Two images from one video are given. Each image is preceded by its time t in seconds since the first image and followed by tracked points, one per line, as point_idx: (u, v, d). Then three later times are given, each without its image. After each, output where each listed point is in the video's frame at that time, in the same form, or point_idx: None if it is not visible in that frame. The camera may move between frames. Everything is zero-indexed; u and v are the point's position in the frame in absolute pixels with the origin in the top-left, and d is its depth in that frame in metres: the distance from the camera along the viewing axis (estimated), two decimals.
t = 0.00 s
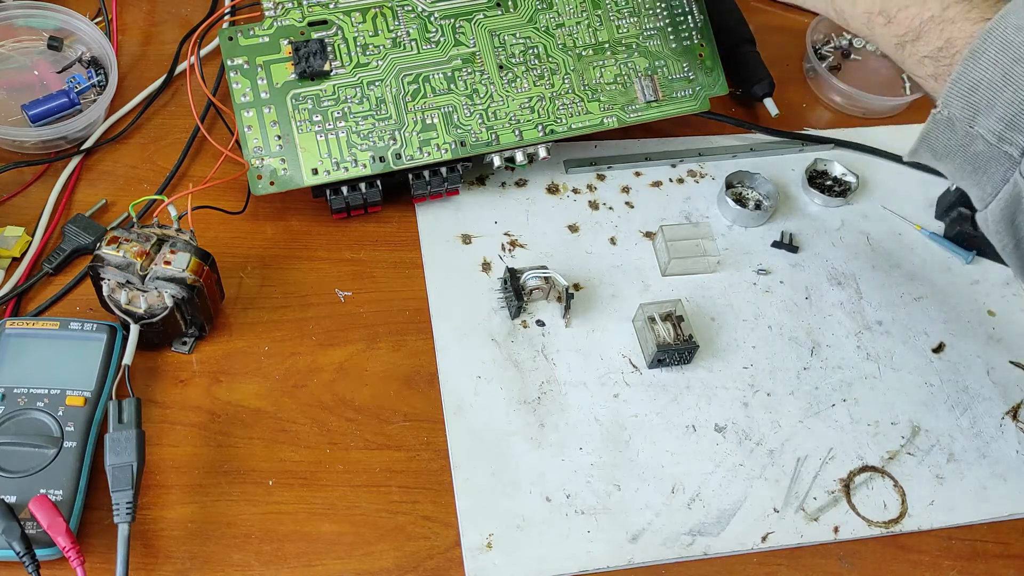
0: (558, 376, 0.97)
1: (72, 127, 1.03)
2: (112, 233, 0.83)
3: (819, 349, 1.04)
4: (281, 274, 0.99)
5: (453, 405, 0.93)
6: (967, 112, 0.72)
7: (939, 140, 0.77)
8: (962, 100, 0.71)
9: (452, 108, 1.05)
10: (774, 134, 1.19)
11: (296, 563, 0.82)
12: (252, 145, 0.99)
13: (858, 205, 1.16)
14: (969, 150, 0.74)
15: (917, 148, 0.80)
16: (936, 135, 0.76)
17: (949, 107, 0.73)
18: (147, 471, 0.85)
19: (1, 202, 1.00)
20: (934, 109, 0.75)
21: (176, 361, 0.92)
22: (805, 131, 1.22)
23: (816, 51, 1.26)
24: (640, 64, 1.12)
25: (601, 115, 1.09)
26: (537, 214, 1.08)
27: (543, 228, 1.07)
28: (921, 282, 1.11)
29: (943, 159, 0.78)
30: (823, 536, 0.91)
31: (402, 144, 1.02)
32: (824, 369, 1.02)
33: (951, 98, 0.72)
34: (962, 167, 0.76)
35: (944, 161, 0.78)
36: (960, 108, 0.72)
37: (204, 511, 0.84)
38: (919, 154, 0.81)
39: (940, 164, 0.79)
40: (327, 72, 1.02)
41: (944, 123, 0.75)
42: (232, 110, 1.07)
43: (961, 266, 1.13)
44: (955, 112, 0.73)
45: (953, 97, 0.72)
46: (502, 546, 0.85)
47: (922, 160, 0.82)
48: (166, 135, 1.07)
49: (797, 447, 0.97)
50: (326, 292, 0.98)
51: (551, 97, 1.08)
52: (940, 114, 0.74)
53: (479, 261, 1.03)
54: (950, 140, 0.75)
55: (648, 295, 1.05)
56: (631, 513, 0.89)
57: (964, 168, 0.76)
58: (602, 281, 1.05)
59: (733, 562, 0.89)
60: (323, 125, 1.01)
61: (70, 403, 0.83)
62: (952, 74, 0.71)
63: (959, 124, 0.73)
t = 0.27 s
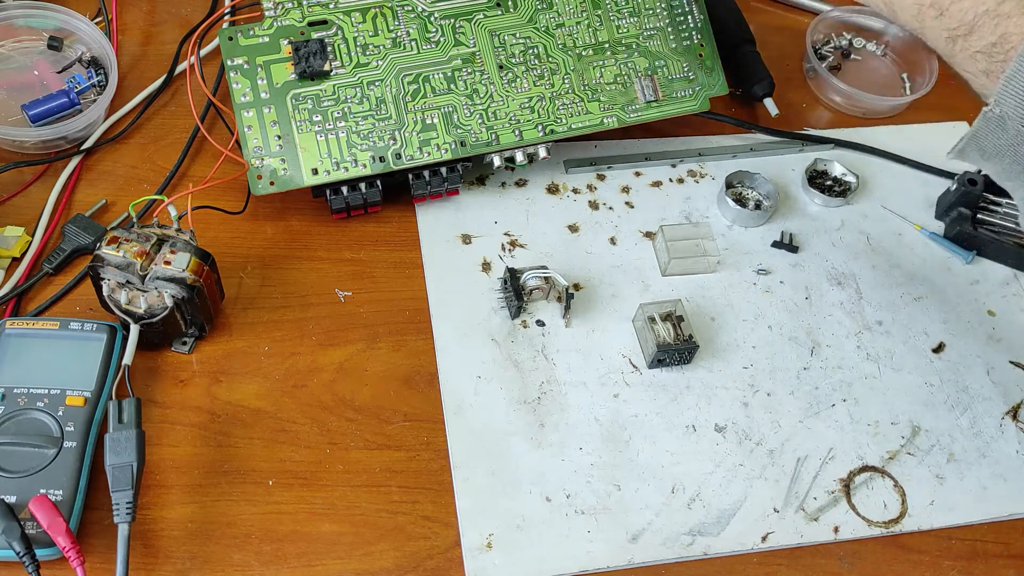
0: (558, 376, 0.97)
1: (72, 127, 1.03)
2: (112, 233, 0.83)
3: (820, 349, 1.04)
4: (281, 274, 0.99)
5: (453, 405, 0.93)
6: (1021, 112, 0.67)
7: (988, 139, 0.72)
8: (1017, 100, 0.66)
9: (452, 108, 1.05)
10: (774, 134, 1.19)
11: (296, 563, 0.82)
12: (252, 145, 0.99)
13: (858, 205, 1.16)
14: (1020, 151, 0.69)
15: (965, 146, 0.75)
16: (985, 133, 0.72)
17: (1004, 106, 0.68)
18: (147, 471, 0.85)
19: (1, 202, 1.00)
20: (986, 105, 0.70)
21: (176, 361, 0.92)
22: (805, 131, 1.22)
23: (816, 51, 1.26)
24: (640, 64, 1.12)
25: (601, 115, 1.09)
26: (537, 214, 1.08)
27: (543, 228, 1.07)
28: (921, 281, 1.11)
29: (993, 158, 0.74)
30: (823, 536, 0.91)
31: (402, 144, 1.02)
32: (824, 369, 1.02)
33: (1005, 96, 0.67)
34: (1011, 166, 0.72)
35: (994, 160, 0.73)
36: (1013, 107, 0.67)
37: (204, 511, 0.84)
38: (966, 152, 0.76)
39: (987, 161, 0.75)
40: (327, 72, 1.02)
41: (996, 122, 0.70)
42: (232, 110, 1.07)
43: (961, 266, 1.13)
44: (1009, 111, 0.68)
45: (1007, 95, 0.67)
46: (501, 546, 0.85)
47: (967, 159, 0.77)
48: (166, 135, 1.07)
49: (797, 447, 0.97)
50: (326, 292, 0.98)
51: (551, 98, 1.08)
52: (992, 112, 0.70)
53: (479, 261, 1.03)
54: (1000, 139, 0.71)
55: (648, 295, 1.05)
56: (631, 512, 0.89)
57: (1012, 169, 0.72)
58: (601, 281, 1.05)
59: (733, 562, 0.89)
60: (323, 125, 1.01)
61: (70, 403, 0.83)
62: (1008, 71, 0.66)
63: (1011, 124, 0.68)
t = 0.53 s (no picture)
0: (558, 376, 0.97)
1: (72, 127, 1.03)
2: (112, 233, 0.83)
3: (820, 349, 1.04)
4: (281, 275, 0.99)
5: (453, 405, 0.93)
6: None
7: None
8: None
9: (452, 108, 1.05)
10: (774, 134, 1.19)
11: (295, 563, 0.82)
12: (252, 145, 0.99)
13: (858, 205, 1.16)
14: None
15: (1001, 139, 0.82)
16: None
17: None
18: (147, 471, 0.85)
19: (2, 202, 1.00)
20: None
21: (175, 361, 0.92)
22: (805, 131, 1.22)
23: (816, 51, 1.26)
24: (640, 64, 1.12)
25: (601, 115, 1.09)
26: (537, 214, 1.08)
27: (543, 228, 1.07)
28: (921, 281, 1.11)
29: None
30: (823, 536, 0.91)
31: (402, 144, 1.02)
32: (824, 369, 1.02)
33: None
34: None
35: None
36: None
37: (204, 511, 0.84)
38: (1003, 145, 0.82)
39: None
40: (327, 72, 1.02)
41: None
42: (232, 110, 1.07)
43: (961, 266, 1.13)
44: None
45: None
46: (502, 546, 0.85)
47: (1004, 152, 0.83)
48: (166, 135, 1.07)
49: (797, 447, 0.97)
50: (327, 292, 0.98)
51: (551, 97, 1.08)
52: None
53: (479, 261, 1.03)
54: None
55: (648, 295, 1.05)
56: (630, 512, 0.89)
57: None
58: (602, 281, 1.05)
59: (733, 561, 0.89)
60: (323, 125, 1.01)
61: (70, 403, 0.83)
62: None
63: None
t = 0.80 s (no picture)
0: (558, 376, 0.97)
1: (72, 127, 1.03)
2: (112, 233, 0.83)
3: (820, 349, 1.04)
4: (281, 275, 0.99)
5: (453, 405, 0.93)
6: None
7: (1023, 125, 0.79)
8: None
9: (452, 108, 1.05)
10: (774, 134, 1.19)
11: (295, 563, 0.82)
12: (252, 145, 0.99)
13: (858, 205, 1.16)
14: None
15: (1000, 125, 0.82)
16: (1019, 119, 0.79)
17: None
18: (147, 471, 0.85)
19: (2, 202, 1.00)
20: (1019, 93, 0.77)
21: (176, 361, 0.92)
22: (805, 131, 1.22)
23: (816, 51, 1.26)
24: (640, 64, 1.12)
25: (601, 115, 1.09)
26: (537, 214, 1.08)
27: (543, 228, 1.07)
28: (921, 281, 1.11)
29: None
30: (823, 536, 0.91)
31: (402, 144, 1.02)
32: (824, 369, 1.02)
33: None
34: None
35: None
36: None
37: (204, 511, 0.84)
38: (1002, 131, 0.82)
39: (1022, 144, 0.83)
40: (327, 71, 1.02)
41: None
42: (231, 110, 1.07)
43: (962, 266, 1.13)
44: None
45: None
46: (502, 546, 0.85)
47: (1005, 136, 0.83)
48: (166, 135, 1.07)
49: (797, 447, 0.97)
50: (327, 292, 0.98)
51: (551, 97, 1.08)
52: None
53: (479, 261, 1.03)
54: None
55: (648, 295, 1.05)
56: (630, 513, 0.89)
57: None
58: (602, 281, 1.05)
59: (733, 561, 0.89)
60: (323, 125, 1.01)
61: (70, 403, 0.83)
62: None
63: None
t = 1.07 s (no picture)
0: (558, 376, 0.97)
1: (71, 127, 1.03)
2: (112, 233, 0.83)
3: (820, 349, 1.04)
4: (281, 275, 0.99)
5: (453, 405, 0.93)
6: (1004, 78, 0.67)
7: (973, 111, 0.72)
8: (999, 66, 0.67)
9: (452, 108, 1.05)
10: (774, 134, 1.19)
11: (295, 563, 0.82)
12: (253, 145, 0.99)
13: (858, 205, 1.16)
14: (1008, 118, 0.69)
15: (951, 118, 0.75)
16: (969, 103, 0.71)
17: (987, 75, 0.68)
18: (147, 471, 0.85)
19: (1, 202, 1.00)
20: (968, 76, 0.70)
21: (176, 361, 0.92)
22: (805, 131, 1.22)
23: (816, 51, 1.26)
24: (640, 64, 1.12)
25: (600, 115, 1.09)
26: (537, 214, 1.08)
27: (542, 228, 1.07)
28: (921, 281, 1.11)
29: (979, 130, 0.73)
30: (823, 536, 0.91)
31: (402, 144, 1.02)
32: (824, 369, 1.02)
33: (985, 64, 0.67)
34: (999, 137, 0.72)
35: (981, 131, 0.73)
36: (996, 74, 0.67)
37: (204, 511, 0.84)
38: (953, 124, 0.75)
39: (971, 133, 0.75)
40: (327, 72, 1.02)
41: (978, 90, 0.70)
42: (232, 110, 1.07)
43: (962, 266, 1.13)
44: (992, 79, 0.68)
45: (989, 63, 0.67)
46: (501, 546, 0.85)
47: (955, 129, 0.76)
48: (166, 135, 1.07)
49: (797, 447, 0.97)
50: (327, 292, 0.98)
51: (551, 97, 1.08)
52: (976, 82, 0.69)
53: (479, 261, 1.03)
54: (984, 109, 0.70)
55: (648, 295, 1.05)
56: (630, 513, 0.89)
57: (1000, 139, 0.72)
58: (602, 281, 1.05)
59: (733, 561, 0.89)
60: (323, 125, 1.01)
61: (70, 403, 0.83)
62: (990, 38, 0.66)
63: (995, 92, 0.68)
